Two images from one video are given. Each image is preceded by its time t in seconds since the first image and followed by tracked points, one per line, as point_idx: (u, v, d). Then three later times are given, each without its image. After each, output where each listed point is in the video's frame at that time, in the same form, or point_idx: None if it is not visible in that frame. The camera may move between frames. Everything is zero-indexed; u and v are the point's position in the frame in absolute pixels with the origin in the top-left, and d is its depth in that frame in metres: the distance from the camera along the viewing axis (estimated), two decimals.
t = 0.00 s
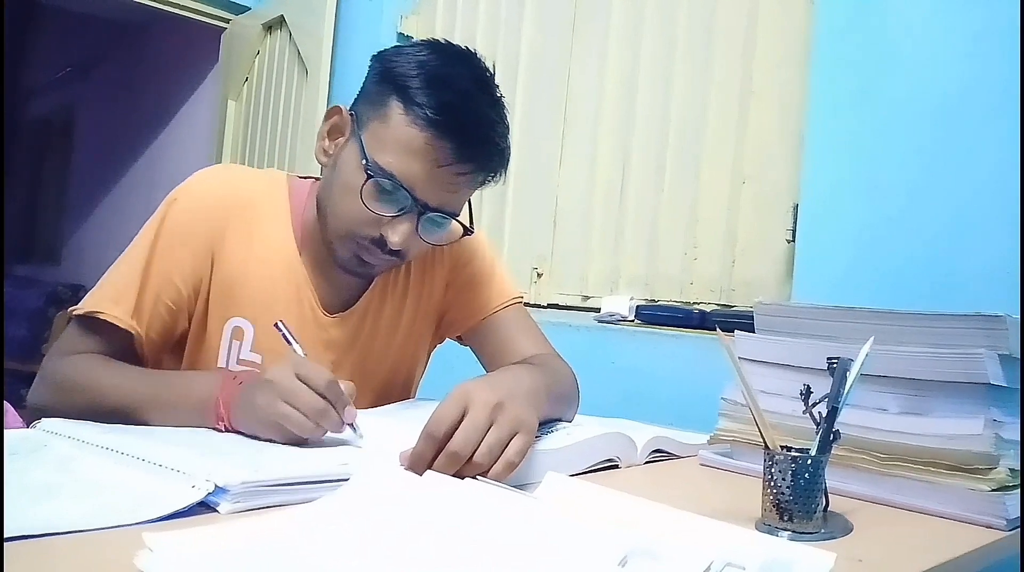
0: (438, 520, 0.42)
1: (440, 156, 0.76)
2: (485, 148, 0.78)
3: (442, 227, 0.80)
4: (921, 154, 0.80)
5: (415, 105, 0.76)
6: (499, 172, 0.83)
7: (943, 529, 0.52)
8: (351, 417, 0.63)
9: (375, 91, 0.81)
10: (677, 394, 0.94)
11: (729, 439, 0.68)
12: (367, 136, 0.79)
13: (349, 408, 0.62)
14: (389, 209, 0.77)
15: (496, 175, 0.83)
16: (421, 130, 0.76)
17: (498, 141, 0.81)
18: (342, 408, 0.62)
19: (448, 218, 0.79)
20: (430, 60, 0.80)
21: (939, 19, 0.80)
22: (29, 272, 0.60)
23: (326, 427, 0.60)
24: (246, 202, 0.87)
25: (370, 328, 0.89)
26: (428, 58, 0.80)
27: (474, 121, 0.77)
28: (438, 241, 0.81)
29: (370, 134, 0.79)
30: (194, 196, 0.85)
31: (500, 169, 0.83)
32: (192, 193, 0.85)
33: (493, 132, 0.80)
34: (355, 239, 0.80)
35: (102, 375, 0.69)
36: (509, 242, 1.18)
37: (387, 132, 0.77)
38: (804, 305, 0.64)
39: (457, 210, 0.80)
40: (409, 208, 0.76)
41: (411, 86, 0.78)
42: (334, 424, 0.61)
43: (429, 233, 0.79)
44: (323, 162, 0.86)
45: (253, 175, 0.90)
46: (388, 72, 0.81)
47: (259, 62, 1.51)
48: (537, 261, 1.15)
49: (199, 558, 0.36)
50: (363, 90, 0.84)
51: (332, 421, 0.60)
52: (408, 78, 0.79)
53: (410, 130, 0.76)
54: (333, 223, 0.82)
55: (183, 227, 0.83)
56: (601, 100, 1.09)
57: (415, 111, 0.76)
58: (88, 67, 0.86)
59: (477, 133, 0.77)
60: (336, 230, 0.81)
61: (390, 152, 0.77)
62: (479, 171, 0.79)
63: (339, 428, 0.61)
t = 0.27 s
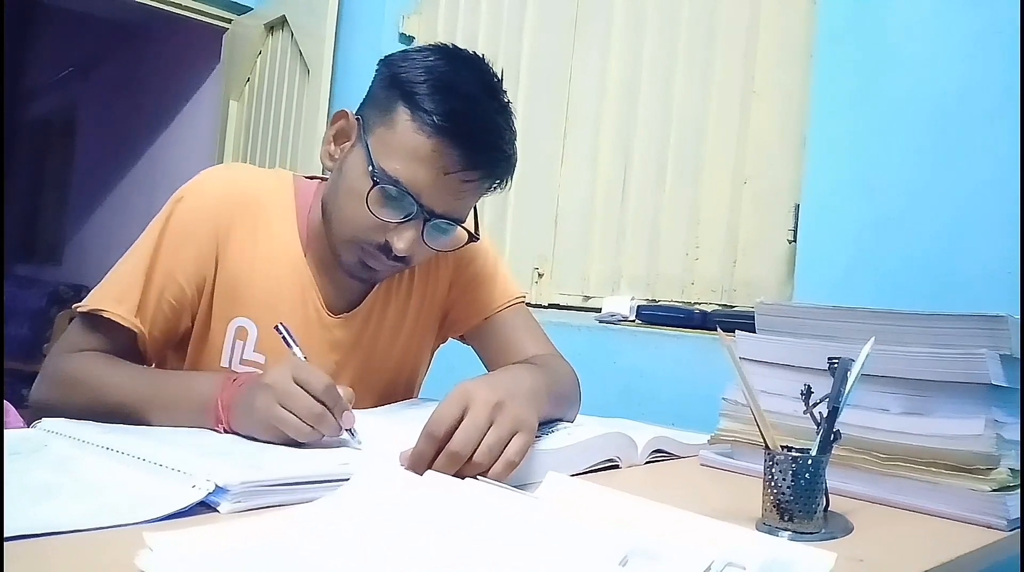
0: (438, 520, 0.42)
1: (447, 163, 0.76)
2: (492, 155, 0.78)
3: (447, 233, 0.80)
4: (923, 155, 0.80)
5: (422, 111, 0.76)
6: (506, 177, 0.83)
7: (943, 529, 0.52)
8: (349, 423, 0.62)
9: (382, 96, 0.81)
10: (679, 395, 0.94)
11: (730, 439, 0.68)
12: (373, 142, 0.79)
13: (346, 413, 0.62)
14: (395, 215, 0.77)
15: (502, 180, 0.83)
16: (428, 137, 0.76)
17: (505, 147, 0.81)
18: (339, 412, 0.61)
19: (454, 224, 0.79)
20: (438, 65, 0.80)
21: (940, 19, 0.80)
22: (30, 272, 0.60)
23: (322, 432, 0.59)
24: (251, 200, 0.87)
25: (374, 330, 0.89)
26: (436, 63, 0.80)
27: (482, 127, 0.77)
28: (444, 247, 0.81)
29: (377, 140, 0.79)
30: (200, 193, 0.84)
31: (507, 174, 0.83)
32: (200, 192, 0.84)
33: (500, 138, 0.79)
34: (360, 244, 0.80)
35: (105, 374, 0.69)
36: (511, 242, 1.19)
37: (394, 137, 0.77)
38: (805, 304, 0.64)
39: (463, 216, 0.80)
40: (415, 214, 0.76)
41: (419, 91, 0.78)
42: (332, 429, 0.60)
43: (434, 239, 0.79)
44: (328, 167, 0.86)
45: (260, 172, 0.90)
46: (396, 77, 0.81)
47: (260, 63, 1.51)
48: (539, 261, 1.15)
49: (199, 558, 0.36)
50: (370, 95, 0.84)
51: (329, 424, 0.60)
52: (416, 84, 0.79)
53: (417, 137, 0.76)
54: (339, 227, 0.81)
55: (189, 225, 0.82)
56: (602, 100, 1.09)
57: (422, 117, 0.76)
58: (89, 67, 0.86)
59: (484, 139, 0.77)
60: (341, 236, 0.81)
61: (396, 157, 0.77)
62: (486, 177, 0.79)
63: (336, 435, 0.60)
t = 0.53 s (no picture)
0: (435, 520, 0.41)
1: (442, 164, 0.76)
2: (488, 156, 0.78)
3: (443, 234, 0.80)
4: (921, 155, 0.80)
5: (418, 113, 0.76)
6: (502, 178, 0.83)
7: (940, 529, 0.52)
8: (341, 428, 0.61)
9: (378, 98, 0.81)
10: (676, 395, 0.94)
11: (726, 439, 0.68)
12: (369, 144, 0.79)
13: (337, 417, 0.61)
14: (390, 216, 0.77)
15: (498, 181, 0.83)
16: (423, 138, 0.75)
17: (501, 148, 0.81)
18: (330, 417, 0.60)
19: (448, 226, 0.79)
20: (434, 66, 0.80)
21: (938, 20, 0.80)
22: (27, 272, 0.60)
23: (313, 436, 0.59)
24: (250, 199, 0.87)
25: (372, 330, 0.89)
26: (432, 64, 0.80)
27: (477, 128, 0.77)
28: (441, 248, 0.81)
29: (373, 142, 0.78)
30: (199, 193, 0.84)
31: (503, 175, 0.83)
32: (199, 192, 0.84)
33: (496, 140, 0.79)
34: (356, 247, 0.80)
35: (102, 375, 0.69)
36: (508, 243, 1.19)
37: (391, 139, 0.77)
38: (801, 304, 0.64)
39: (458, 216, 0.79)
40: (411, 216, 0.76)
41: (414, 93, 0.78)
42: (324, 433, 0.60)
43: (431, 241, 0.79)
44: (325, 169, 0.86)
45: (258, 172, 0.90)
46: (392, 78, 0.81)
47: (257, 63, 1.50)
48: (535, 261, 1.15)
49: (195, 558, 0.36)
50: (367, 95, 0.83)
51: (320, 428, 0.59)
52: (411, 85, 0.78)
53: (413, 139, 0.76)
54: (335, 229, 0.81)
55: (188, 225, 0.82)
56: (601, 100, 1.09)
57: (417, 118, 0.76)
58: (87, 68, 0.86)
59: (479, 140, 0.77)
60: (338, 239, 0.81)
61: (394, 159, 0.76)
62: (482, 178, 0.79)
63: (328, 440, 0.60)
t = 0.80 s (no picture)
0: (437, 519, 0.41)
1: (442, 162, 0.76)
2: (488, 153, 0.78)
3: (443, 232, 0.80)
4: (922, 153, 0.80)
5: (418, 110, 0.76)
6: (502, 175, 0.83)
7: (943, 528, 0.52)
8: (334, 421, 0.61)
9: (377, 96, 0.81)
10: (678, 394, 0.94)
11: (729, 438, 0.68)
12: (369, 142, 0.79)
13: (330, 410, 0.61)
14: (390, 214, 0.76)
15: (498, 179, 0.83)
16: (423, 135, 0.75)
17: (501, 145, 0.81)
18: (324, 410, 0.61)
19: (449, 223, 0.78)
20: (434, 64, 0.80)
21: (939, 18, 0.80)
22: (28, 272, 0.60)
23: (309, 431, 0.59)
24: (251, 198, 0.87)
25: (372, 329, 0.89)
26: (432, 62, 0.80)
27: (477, 125, 0.77)
28: (441, 246, 0.81)
29: (373, 140, 0.78)
30: (200, 192, 0.84)
31: (503, 172, 0.83)
32: (200, 191, 0.84)
33: (495, 138, 0.79)
34: (356, 244, 0.80)
35: (104, 373, 0.69)
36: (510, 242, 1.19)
37: (390, 137, 0.77)
38: (804, 303, 0.63)
39: (459, 214, 0.80)
40: (411, 213, 0.76)
41: (414, 90, 0.78)
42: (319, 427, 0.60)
43: (431, 238, 0.79)
44: (326, 167, 0.86)
45: (260, 170, 0.90)
46: (392, 76, 0.81)
47: (259, 62, 1.51)
48: (537, 260, 1.15)
49: (196, 557, 0.36)
50: (366, 94, 0.83)
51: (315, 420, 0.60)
52: (411, 83, 0.79)
53: (413, 136, 0.76)
54: (335, 227, 0.81)
55: (189, 224, 0.82)
56: (601, 100, 1.09)
57: (417, 115, 0.76)
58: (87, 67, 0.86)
59: (479, 137, 0.77)
60: (338, 236, 0.81)
61: (394, 157, 0.76)
62: (482, 175, 0.79)
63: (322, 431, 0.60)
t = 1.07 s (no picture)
0: (437, 520, 0.42)
1: (440, 163, 0.75)
2: (486, 154, 0.78)
3: (442, 233, 0.80)
4: (922, 154, 0.80)
5: (416, 111, 0.76)
6: (500, 176, 0.83)
7: (942, 529, 0.52)
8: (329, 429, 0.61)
9: (376, 96, 0.81)
10: (678, 395, 0.94)
11: (728, 439, 0.68)
12: (368, 143, 0.79)
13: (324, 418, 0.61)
14: (389, 215, 0.76)
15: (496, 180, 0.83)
16: (421, 136, 0.75)
17: (499, 146, 0.81)
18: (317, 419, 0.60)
19: (447, 224, 0.78)
20: (433, 64, 0.80)
21: (939, 18, 0.80)
22: (27, 272, 0.60)
23: (300, 438, 0.59)
24: (251, 198, 0.87)
25: (372, 329, 0.89)
26: (430, 63, 0.80)
27: (475, 127, 0.77)
28: (439, 247, 0.81)
29: (371, 141, 0.78)
30: (200, 192, 0.84)
31: (501, 173, 0.83)
32: (199, 191, 0.84)
33: (493, 139, 0.79)
34: (355, 245, 0.80)
35: (105, 374, 0.69)
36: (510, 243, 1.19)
37: (389, 138, 0.77)
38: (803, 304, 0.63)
39: (458, 215, 0.80)
40: (409, 214, 0.76)
41: (412, 91, 0.77)
42: (314, 434, 0.59)
43: (430, 239, 0.79)
44: (325, 167, 0.86)
45: (260, 171, 0.90)
46: (391, 77, 0.81)
47: (258, 63, 1.50)
48: (537, 261, 1.15)
49: (196, 558, 0.36)
50: (365, 95, 0.83)
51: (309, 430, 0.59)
52: (410, 83, 0.78)
53: (411, 136, 0.76)
54: (334, 227, 0.81)
55: (189, 224, 0.82)
56: (601, 101, 1.09)
57: (415, 117, 0.76)
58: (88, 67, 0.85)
59: (477, 138, 0.77)
60: (337, 236, 0.81)
61: (392, 157, 0.76)
62: (480, 176, 0.79)
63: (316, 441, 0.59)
